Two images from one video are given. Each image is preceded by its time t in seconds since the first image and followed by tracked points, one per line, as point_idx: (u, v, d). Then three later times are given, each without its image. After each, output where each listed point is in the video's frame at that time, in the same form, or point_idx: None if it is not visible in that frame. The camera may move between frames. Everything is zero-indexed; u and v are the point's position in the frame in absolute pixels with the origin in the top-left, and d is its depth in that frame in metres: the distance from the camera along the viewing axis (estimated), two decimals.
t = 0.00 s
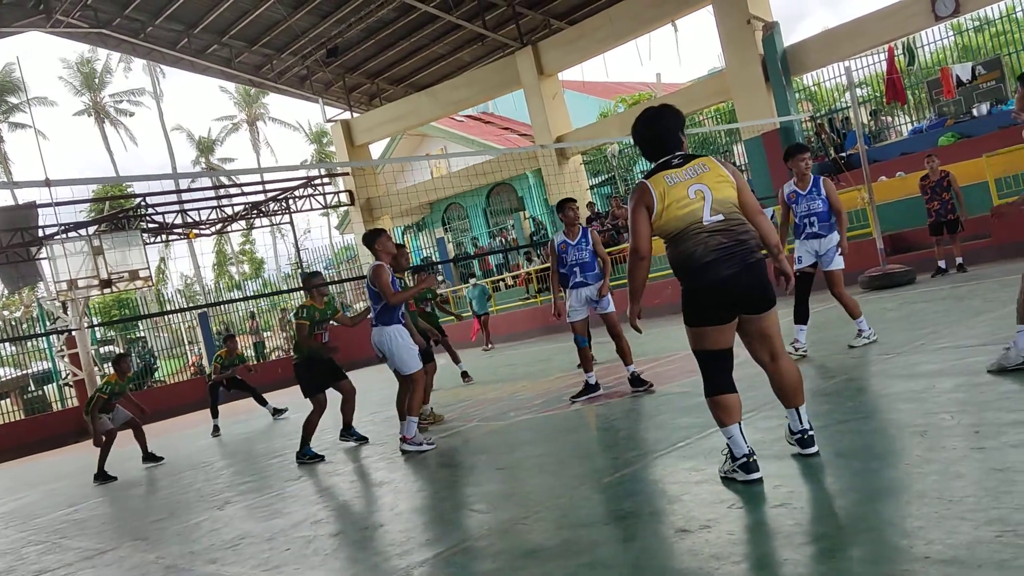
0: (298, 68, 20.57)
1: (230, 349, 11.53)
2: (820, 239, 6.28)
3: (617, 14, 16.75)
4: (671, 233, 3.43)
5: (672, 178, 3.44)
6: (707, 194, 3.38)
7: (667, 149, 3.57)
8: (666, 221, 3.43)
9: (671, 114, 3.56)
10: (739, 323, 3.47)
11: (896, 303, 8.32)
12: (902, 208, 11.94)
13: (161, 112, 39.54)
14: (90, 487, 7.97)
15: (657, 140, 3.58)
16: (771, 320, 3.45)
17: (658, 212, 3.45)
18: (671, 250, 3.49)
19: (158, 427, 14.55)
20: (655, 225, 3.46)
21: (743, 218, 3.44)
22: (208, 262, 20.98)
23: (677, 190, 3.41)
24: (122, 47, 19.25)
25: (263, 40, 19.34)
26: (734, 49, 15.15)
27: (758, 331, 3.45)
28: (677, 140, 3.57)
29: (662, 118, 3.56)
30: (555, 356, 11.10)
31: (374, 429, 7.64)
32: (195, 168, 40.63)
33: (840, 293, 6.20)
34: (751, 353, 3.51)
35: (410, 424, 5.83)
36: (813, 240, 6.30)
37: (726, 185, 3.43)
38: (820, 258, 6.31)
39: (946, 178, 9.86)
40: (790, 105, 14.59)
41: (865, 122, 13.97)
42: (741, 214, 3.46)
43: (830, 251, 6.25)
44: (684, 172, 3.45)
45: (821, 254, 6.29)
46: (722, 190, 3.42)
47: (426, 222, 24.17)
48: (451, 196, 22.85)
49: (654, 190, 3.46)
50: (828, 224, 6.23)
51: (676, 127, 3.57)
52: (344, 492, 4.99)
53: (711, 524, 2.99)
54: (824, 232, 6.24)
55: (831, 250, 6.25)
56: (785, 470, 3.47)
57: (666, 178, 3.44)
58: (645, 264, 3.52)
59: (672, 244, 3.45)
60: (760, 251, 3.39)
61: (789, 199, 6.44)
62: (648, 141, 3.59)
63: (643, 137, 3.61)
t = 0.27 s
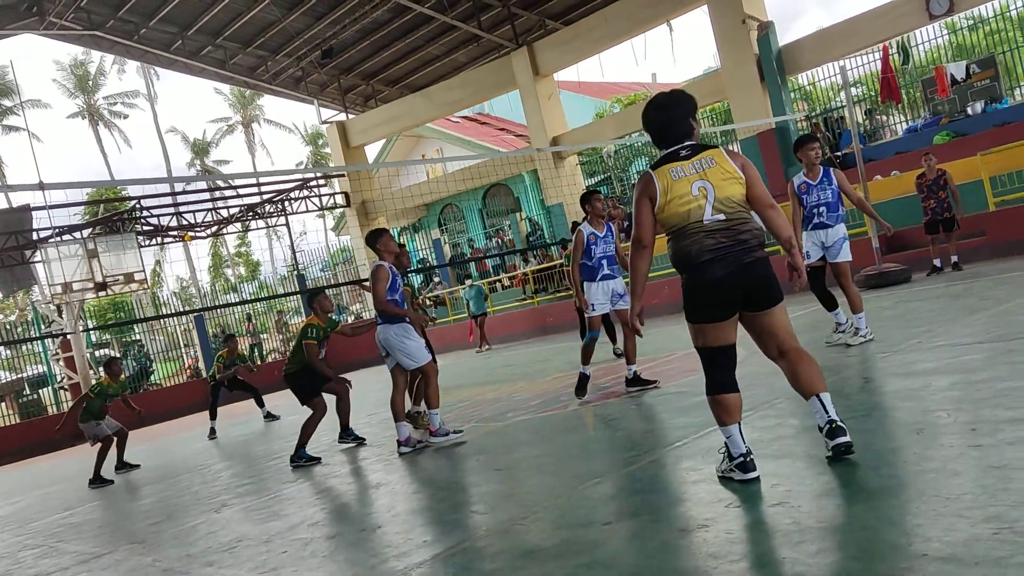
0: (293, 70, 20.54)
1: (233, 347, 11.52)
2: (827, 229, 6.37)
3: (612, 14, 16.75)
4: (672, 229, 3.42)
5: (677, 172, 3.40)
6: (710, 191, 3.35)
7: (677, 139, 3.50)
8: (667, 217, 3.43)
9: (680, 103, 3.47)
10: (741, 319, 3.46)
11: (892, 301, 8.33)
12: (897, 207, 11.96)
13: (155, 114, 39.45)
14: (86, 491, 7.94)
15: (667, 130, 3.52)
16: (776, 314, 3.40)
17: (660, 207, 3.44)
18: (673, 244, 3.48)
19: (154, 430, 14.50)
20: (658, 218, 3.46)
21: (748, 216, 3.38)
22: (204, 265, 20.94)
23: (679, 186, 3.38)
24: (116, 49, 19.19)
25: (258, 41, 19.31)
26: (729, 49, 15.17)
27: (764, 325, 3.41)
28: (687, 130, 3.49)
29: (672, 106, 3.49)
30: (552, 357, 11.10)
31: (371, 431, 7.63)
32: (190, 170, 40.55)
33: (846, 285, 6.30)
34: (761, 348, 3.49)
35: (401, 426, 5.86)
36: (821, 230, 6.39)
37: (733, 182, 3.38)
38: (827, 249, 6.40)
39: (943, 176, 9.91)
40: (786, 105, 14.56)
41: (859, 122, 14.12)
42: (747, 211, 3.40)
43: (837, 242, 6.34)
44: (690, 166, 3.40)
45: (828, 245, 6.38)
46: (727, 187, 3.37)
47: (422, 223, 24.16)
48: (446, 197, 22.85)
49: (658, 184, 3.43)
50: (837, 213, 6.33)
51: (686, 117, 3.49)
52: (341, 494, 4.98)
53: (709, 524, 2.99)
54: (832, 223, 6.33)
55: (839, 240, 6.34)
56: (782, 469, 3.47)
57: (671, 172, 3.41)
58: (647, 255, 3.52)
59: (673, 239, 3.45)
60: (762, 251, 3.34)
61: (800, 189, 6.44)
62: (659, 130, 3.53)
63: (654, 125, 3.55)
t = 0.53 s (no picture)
0: (287, 72, 20.53)
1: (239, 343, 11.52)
2: (822, 230, 6.41)
3: (607, 15, 16.77)
4: (697, 222, 3.33)
5: (707, 164, 3.29)
6: (738, 187, 3.24)
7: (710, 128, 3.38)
8: (691, 209, 3.33)
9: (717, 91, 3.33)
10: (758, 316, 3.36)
11: (887, 300, 8.35)
12: (890, 208, 12.02)
13: (150, 117, 39.40)
14: (82, 495, 7.92)
15: (702, 118, 3.38)
16: (790, 312, 3.22)
17: (686, 197, 3.33)
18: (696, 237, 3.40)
19: (149, 433, 14.47)
20: (683, 209, 3.36)
21: (774, 216, 3.28)
22: (199, 267, 20.91)
23: (708, 179, 3.28)
24: (110, 52, 19.15)
25: (252, 43, 19.28)
26: (723, 48, 15.20)
27: (784, 327, 3.23)
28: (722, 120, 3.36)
29: (709, 94, 3.36)
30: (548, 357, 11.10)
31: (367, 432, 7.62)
32: (185, 173, 40.49)
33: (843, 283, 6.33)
34: (776, 350, 3.26)
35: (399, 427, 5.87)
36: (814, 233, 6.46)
37: (762, 180, 3.28)
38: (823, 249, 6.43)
39: (938, 176, 9.87)
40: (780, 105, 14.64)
41: (853, 121, 14.02)
42: (774, 210, 3.29)
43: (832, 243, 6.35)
44: (721, 159, 3.28)
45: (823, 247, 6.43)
46: (756, 184, 3.27)
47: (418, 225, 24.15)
48: (441, 199, 22.85)
49: (688, 173, 3.32)
50: (833, 214, 6.36)
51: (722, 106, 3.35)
52: (338, 496, 4.98)
53: (706, 524, 2.99)
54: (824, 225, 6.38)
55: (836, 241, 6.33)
56: (778, 468, 3.48)
57: (701, 163, 3.30)
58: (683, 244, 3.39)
59: (697, 232, 3.36)
60: (782, 251, 3.23)
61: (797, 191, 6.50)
62: (694, 116, 3.39)
63: (688, 111, 3.42)
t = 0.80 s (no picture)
0: (283, 73, 20.52)
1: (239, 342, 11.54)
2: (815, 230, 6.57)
3: (603, 15, 16.78)
4: (727, 206, 3.25)
5: (742, 148, 3.23)
6: (773, 172, 3.21)
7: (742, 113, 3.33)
8: (723, 192, 3.25)
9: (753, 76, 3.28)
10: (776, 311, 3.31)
11: (883, 299, 8.36)
12: (886, 208, 12.04)
13: (146, 119, 39.36)
14: (80, 497, 7.92)
15: (734, 102, 3.34)
16: (812, 305, 3.20)
17: (718, 179, 3.25)
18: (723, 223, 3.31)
19: (146, 436, 14.46)
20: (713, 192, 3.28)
21: (804, 205, 3.27)
22: (195, 269, 20.89)
23: (742, 163, 3.21)
24: (106, 53, 19.13)
25: (248, 45, 19.27)
26: (719, 48, 15.21)
27: (803, 319, 3.21)
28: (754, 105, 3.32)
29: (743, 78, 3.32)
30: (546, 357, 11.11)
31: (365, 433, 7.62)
32: (182, 175, 40.47)
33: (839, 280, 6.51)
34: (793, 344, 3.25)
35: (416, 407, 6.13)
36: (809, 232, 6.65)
37: (796, 168, 3.26)
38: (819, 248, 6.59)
39: (934, 175, 9.86)
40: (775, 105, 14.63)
41: (849, 121, 14.10)
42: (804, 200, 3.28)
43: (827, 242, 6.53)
44: (756, 144, 3.23)
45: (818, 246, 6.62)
46: (789, 172, 3.25)
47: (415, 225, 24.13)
48: (438, 199, 22.85)
49: (722, 155, 3.24)
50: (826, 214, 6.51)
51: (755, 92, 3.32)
52: (336, 498, 4.98)
53: (703, 524, 3.00)
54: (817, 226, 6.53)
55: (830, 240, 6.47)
56: (775, 468, 3.49)
57: (735, 147, 3.23)
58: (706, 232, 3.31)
59: (726, 218, 3.27)
60: (812, 240, 3.22)
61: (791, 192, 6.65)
62: (725, 100, 3.34)
63: (720, 94, 3.36)
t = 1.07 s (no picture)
0: (282, 73, 20.50)
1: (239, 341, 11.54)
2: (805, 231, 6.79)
3: (602, 15, 16.77)
4: (752, 197, 3.12)
5: (768, 138, 3.11)
6: (799, 165, 3.13)
7: (764, 102, 3.20)
8: (748, 183, 3.11)
9: (778, 66, 3.18)
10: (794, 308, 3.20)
11: (882, 299, 8.36)
12: (885, 208, 12.03)
13: (145, 118, 39.33)
14: (79, 497, 7.91)
15: (756, 90, 3.19)
16: (825, 303, 3.15)
17: (743, 169, 3.10)
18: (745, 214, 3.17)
19: (144, 436, 14.45)
20: (737, 182, 3.13)
21: (824, 200, 3.22)
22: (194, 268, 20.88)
23: (770, 153, 3.10)
24: (104, 53, 19.09)
25: (247, 44, 19.26)
26: (718, 47, 15.21)
27: (815, 313, 3.15)
28: (777, 94, 3.20)
29: (765, 66, 3.18)
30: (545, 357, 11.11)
31: (364, 433, 7.61)
32: (180, 174, 40.45)
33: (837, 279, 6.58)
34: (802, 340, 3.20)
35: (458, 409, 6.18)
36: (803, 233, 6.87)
37: (820, 162, 3.21)
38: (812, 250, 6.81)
39: (930, 176, 9.88)
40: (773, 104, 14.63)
41: (847, 121, 14.07)
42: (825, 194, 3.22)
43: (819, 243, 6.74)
44: (782, 135, 3.13)
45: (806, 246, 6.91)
46: (813, 165, 3.18)
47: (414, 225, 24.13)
48: (437, 199, 22.84)
49: (749, 145, 3.09)
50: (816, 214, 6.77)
51: (779, 81, 3.20)
52: (334, 497, 4.97)
53: (702, 524, 3.00)
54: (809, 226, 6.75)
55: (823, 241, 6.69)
56: (773, 468, 3.49)
57: (763, 137, 3.11)
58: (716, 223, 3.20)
59: (749, 209, 3.14)
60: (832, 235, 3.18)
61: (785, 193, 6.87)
62: (747, 87, 3.19)
63: (741, 82, 3.21)
